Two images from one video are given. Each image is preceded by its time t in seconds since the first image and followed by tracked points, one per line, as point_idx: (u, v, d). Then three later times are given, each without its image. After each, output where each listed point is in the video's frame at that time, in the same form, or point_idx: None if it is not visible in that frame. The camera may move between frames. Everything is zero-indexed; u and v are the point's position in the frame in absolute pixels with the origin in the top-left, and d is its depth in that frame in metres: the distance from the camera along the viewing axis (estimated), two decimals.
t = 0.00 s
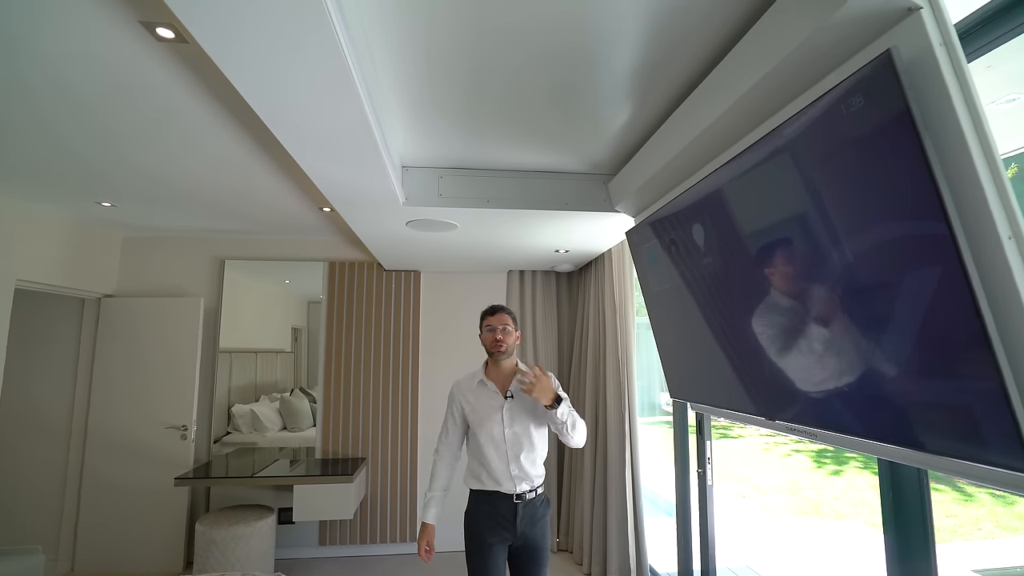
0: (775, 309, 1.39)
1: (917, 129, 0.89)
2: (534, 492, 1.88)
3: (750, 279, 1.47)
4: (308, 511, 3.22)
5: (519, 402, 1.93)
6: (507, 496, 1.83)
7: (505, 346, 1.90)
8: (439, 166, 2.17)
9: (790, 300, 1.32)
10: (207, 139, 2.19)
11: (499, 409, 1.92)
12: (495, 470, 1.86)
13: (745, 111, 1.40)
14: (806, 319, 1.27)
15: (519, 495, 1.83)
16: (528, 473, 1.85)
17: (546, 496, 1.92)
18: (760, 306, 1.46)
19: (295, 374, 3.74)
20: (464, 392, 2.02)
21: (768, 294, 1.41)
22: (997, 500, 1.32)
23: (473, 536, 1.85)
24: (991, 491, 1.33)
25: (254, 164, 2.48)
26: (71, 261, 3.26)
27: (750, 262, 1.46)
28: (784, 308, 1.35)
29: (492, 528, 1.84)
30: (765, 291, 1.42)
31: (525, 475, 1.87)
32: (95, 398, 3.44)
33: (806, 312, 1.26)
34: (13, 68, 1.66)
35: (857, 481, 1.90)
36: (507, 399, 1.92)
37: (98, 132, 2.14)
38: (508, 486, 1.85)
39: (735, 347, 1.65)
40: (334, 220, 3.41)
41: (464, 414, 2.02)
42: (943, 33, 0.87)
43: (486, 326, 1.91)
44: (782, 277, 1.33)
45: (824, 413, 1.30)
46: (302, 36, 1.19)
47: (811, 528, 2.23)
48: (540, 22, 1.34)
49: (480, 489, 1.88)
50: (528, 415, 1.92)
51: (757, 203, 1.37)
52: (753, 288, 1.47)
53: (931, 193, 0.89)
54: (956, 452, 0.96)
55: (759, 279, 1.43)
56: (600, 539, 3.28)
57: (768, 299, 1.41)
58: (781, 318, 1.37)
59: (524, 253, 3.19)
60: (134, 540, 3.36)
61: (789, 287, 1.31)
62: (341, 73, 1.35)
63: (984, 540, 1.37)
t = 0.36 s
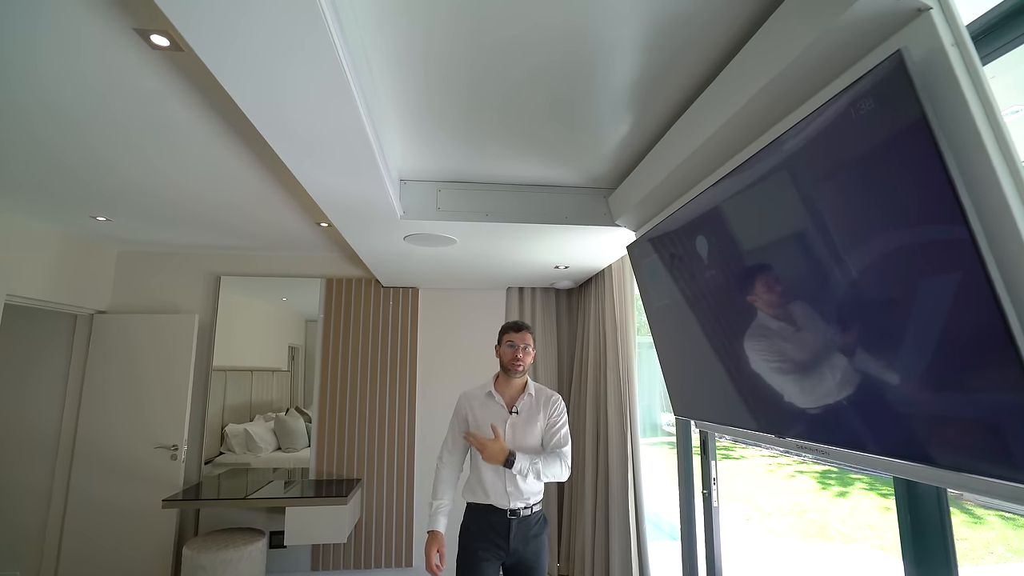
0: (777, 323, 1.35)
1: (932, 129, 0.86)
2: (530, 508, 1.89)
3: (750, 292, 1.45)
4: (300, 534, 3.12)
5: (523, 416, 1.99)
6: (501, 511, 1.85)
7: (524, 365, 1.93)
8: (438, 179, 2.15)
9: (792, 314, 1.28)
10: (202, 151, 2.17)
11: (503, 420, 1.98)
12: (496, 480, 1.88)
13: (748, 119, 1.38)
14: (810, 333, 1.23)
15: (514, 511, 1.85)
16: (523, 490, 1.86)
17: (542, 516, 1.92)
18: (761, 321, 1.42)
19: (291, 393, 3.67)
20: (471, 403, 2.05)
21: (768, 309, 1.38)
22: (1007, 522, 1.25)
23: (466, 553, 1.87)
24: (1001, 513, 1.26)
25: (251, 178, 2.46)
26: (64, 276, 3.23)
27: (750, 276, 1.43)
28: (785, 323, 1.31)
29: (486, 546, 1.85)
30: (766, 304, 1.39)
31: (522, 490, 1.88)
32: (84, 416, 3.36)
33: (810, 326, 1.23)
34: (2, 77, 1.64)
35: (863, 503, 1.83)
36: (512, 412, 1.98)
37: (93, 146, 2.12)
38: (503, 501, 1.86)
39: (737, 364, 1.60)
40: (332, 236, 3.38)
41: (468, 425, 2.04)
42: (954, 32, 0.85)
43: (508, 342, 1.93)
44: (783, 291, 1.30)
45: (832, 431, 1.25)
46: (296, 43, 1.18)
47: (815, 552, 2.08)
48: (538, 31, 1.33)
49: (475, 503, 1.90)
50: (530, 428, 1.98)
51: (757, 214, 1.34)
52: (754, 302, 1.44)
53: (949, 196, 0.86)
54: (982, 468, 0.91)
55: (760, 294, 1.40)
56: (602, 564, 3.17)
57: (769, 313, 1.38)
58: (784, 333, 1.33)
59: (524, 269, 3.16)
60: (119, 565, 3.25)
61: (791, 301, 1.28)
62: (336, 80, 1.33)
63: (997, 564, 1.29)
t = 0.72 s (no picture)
0: (798, 323, 1.32)
1: (966, 111, 0.84)
2: (522, 520, 1.84)
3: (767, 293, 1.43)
4: (295, 546, 3.03)
5: (516, 423, 1.93)
6: (498, 527, 1.79)
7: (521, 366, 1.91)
8: (441, 180, 2.11)
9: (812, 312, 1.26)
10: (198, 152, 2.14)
11: (497, 430, 1.89)
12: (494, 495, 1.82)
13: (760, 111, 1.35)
14: (831, 331, 1.21)
15: (511, 524, 1.80)
16: (520, 501, 1.82)
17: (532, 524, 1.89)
18: (780, 321, 1.40)
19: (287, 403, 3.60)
20: (456, 412, 1.91)
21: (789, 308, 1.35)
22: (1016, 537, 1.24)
23: None
24: (1010, 529, 1.25)
25: (248, 181, 2.43)
26: (58, 282, 3.19)
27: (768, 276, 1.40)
28: (805, 322, 1.29)
29: (483, 569, 1.77)
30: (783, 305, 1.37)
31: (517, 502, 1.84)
32: (74, 425, 3.29)
33: (831, 324, 1.21)
34: None
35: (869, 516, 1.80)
36: (506, 420, 1.92)
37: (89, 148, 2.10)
38: (500, 514, 1.81)
39: (751, 369, 1.59)
40: (331, 241, 3.34)
41: (455, 437, 1.90)
42: (983, 9, 0.83)
43: (505, 343, 1.90)
44: (803, 288, 1.27)
45: (857, 433, 1.23)
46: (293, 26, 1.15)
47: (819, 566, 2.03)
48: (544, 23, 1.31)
49: (469, 521, 1.81)
50: (523, 437, 1.93)
51: (769, 213, 1.35)
52: (772, 302, 1.42)
53: (985, 179, 0.84)
54: None
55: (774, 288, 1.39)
56: None
57: (791, 312, 1.35)
58: (804, 333, 1.31)
59: (526, 276, 3.11)
60: None
61: (813, 298, 1.25)
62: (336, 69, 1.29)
63: None
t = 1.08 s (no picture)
0: (824, 305, 1.28)
1: (1006, 74, 0.83)
2: (516, 519, 1.81)
3: (793, 277, 1.38)
4: (294, 548, 2.98)
5: (502, 415, 1.89)
6: (494, 527, 1.74)
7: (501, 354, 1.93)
8: (443, 170, 2.08)
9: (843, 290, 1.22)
10: (196, 141, 2.10)
11: (486, 425, 1.83)
12: (484, 491, 1.76)
13: (776, 88, 1.32)
14: (863, 310, 1.18)
15: (506, 523, 1.75)
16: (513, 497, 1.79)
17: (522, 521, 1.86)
18: (804, 307, 1.36)
19: (287, 402, 3.55)
20: (439, 407, 1.83)
21: (819, 288, 1.30)
22: None
23: None
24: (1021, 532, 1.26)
25: (248, 173, 2.39)
26: (55, 278, 3.15)
27: (798, 253, 1.34)
28: (833, 302, 1.25)
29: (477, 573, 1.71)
30: (810, 289, 1.33)
31: (509, 498, 1.81)
32: (70, 424, 3.24)
33: (859, 304, 1.19)
34: None
35: (873, 519, 1.77)
36: (493, 412, 1.87)
37: (86, 137, 2.06)
38: (494, 512, 1.75)
39: (762, 364, 1.58)
40: (332, 237, 3.30)
41: (440, 432, 1.81)
42: None
43: (482, 331, 1.93)
44: (837, 266, 1.23)
45: (880, 423, 1.22)
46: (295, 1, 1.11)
47: (825, 569, 1.96)
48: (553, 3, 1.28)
49: (461, 522, 1.75)
50: (511, 429, 1.88)
51: (781, 203, 1.37)
52: (791, 288, 1.39)
53: None
54: None
55: (802, 268, 1.34)
56: None
57: (818, 295, 1.31)
58: (830, 316, 1.27)
59: (529, 272, 3.07)
60: None
61: (845, 278, 1.21)
62: (340, 46, 1.26)
63: None
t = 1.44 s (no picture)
0: (842, 292, 1.23)
1: None
2: (521, 512, 1.78)
3: (807, 264, 1.33)
4: (294, 544, 2.95)
5: (493, 404, 1.84)
6: (497, 520, 1.70)
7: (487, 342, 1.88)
8: (445, 158, 2.05)
9: (863, 274, 1.17)
10: (196, 129, 2.08)
11: (477, 415, 1.79)
12: (476, 485, 1.73)
13: (787, 65, 1.28)
14: (884, 294, 1.13)
15: (510, 517, 1.72)
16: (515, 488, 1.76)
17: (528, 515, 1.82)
18: (820, 297, 1.31)
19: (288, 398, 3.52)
20: (427, 402, 1.83)
21: (836, 275, 1.25)
22: None
23: None
24: None
25: (248, 162, 2.37)
26: (53, 271, 3.13)
27: (813, 240, 1.30)
28: (852, 287, 1.20)
29: (480, 568, 1.66)
30: (825, 277, 1.28)
31: (511, 490, 1.77)
32: (69, 419, 3.22)
33: (879, 288, 1.14)
34: None
35: (880, 519, 1.74)
36: (484, 402, 1.82)
37: (84, 126, 2.04)
38: (497, 504, 1.72)
39: (775, 361, 1.54)
40: (332, 231, 3.26)
41: (429, 428, 1.81)
42: None
43: (466, 320, 1.89)
44: (857, 248, 1.18)
45: (899, 411, 1.18)
46: None
47: (830, 569, 1.94)
48: None
49: (463, 516, 1.71)
50: (504, 420, 1.83)
51: (788, 194, 1.35)
52: (805, 277, 1.35)
53: None
54: None
55: (819, 252, 1.29)
56: None
57: (833, 281, 1.26)
58: (850, 303, 1.22)
59: (532, 265, 3.03)
60: None
61: (865, 263, 1.17)
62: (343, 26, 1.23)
63: None
